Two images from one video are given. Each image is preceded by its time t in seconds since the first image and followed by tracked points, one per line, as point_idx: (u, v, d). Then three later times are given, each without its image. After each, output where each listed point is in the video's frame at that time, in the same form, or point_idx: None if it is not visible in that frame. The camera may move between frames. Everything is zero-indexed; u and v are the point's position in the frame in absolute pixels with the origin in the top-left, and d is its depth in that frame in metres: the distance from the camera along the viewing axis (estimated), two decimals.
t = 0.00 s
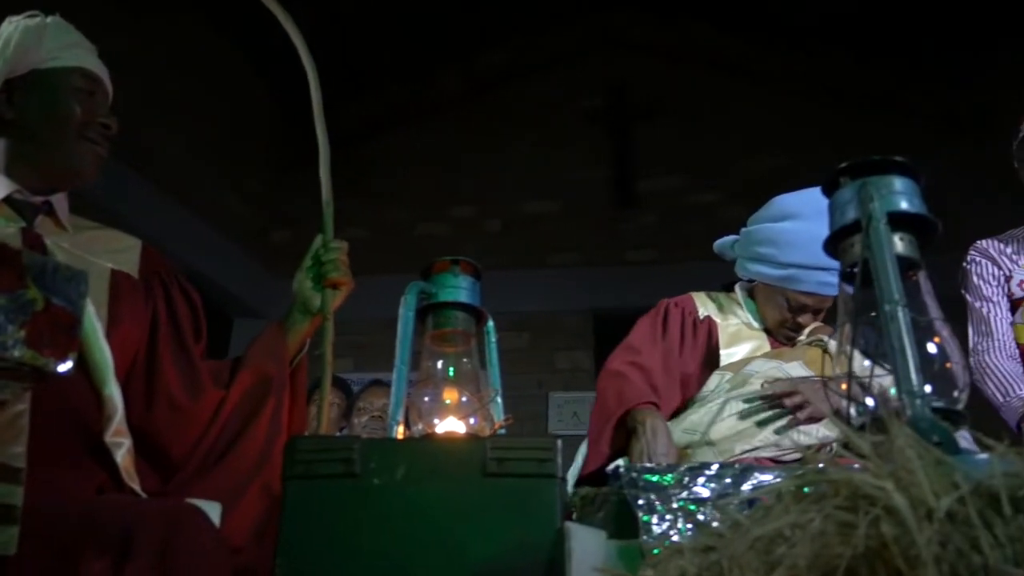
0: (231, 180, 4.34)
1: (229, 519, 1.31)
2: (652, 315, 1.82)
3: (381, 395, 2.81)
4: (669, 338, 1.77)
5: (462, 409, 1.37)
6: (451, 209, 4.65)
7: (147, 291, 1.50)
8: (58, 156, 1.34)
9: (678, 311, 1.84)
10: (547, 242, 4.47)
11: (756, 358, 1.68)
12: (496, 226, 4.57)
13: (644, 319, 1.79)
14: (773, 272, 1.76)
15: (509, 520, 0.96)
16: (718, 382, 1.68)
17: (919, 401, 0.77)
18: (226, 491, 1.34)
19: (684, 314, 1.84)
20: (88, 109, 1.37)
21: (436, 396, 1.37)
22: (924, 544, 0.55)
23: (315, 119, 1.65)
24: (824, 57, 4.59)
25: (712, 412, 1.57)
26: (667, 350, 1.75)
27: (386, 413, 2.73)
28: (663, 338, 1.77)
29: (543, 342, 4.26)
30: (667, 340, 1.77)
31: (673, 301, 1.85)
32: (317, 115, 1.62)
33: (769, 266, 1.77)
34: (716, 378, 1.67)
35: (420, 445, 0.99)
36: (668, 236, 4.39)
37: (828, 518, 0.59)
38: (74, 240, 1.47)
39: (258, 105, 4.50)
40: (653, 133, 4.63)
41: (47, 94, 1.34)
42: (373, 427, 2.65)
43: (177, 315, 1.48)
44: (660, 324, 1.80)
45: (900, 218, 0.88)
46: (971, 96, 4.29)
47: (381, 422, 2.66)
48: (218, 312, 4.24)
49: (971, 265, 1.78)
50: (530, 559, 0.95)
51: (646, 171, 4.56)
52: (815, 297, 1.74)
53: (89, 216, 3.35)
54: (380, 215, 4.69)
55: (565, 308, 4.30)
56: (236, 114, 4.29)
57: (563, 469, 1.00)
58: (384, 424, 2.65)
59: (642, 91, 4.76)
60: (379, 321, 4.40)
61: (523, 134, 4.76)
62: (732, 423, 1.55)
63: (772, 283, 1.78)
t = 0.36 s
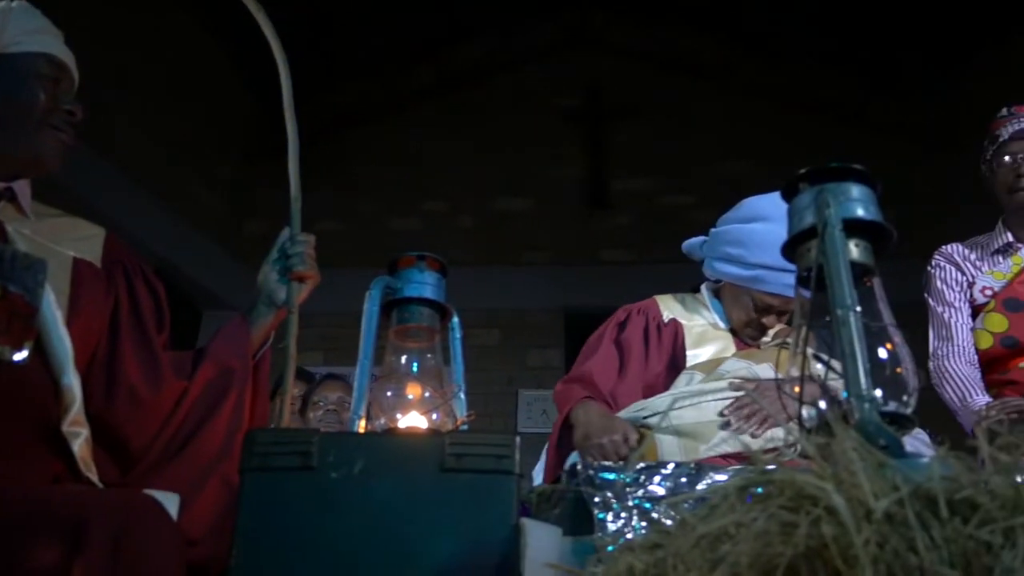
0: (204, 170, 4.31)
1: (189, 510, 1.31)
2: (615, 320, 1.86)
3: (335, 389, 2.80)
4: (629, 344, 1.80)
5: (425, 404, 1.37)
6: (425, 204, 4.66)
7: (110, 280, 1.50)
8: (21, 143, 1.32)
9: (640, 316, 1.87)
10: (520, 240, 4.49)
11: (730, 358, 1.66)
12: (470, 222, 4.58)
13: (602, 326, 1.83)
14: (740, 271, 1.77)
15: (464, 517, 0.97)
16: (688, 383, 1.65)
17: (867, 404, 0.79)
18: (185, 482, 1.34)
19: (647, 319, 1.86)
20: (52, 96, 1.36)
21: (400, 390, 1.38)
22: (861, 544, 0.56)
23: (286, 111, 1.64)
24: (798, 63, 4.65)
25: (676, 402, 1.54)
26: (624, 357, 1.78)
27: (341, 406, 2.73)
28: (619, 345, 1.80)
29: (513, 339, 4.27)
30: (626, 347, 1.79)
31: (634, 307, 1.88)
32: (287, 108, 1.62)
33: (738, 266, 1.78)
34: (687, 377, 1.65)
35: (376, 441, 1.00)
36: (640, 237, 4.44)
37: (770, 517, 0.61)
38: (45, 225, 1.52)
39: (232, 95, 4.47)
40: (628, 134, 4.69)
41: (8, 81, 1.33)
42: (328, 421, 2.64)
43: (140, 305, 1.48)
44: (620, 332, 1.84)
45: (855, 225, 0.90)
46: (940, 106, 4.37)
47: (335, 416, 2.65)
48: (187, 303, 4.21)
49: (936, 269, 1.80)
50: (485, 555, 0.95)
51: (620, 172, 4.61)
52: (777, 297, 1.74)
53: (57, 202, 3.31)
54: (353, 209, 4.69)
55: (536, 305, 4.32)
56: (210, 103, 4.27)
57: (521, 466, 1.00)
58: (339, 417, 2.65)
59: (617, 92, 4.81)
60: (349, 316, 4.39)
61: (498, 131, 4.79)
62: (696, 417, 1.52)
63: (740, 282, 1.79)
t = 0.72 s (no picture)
0: (180, 160, 4.29)
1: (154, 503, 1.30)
2: (587, 326, 1.89)
3: (299, 382, 2.79)
4: (600, 350, 1.83)
5: (392, 401, 1.38)
6: (403, 200, 4.66)
7: (77, 271, 1.49)
8: None
9: (610, 322, 1.90)
10: (496, 237, 4.51)
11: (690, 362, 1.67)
12: (447, 219, 4.58)
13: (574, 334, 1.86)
14: (704, 250, 1.87)
15: (428, 514, 0.97)
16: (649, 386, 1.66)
17: (824, 410, 0.80)
18: (150, 476, 1.33)
19: (617, 325, 1.89)
20: (22, 84, 1.35)
21: (367, 387, 1.38)
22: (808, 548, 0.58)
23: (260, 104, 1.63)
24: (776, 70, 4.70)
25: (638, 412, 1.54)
26: (596, 363, 1.81)
27: (305, 400, 2.72)
28: (592, 351, 1.83)
29: (488, 337, 4.28)
30: (599, 353, 1.83)
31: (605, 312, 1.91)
32: (260, 102, 1.60)
33: (703, 246, 1.88)
34: (648, 380, 1.67)
35: (340, 437, 1.00)
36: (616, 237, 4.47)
37: (723, 521, 0.62)
38: (15, 214, 1.52)
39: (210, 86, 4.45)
40: (606, 134, 4.73)
41: None
42: (292, 416, 2.64)
43: (107, 296, 1.47)
44: (593, 337, 1.87)
45: (818, 233, 0.91)
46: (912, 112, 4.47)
47: (299, 411, 2.65)
48: (160, 293, 4.18)
49: (907, 274, 1.83)
50: (449, 552, 0.96)
51: (598, 171, 4.65)
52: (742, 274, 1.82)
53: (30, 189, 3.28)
54: (330, 203, 4.68)
55: (511, 303, 4.33)
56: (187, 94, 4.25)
57: (485, 465, 1.00)
58: (303, 412, 2.64)
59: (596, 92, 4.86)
60: (324, 310, 4.38)
61: (477, 128, 4.81)
62: (653, 422, 1.51)
63: (705, 264, 1.89)
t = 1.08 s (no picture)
0: (153, 150, 4.25)
1: (111, 500, 1.30)
2: (561, 320, 1.85)
3: (270, 380, 2.78)
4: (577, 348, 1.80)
5: (354, 401, 1.37)
6: (378, 196, 4.64)
7: (38, 263, 1.48)
8: None
9: (584, 319, 1.87)
10: (471, 236, 4.51)
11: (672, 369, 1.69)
12: (422, 216, 4.58)
13: (547, 328, 1.82)
14: (665, 245, 1.96)
15: (382, 516, 0.97)
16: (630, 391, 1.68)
17: (773, 422, 0.82)
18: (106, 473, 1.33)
19: (590, 323, 1.87)
20: None
21: (329, 386, 1.38)
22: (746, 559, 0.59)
23: (228, 99, 1.62)
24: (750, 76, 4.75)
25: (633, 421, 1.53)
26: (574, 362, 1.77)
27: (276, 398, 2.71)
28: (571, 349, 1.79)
29: (460, 334, 4.28)
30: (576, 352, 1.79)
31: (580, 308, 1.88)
32: (230, 98, 1.59)
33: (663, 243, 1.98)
34: (630, 385, 1.70)
35: (296, 438, 1.00)
36: (590, 238, 4.49)
37: (666, 531, 0.63)
38: None
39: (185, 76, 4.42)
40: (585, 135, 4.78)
41: None
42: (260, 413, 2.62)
43: (69, 288, 1.46)
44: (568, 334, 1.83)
45: (776, 245, 0.92)
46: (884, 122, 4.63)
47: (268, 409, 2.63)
48: (129, 284, 4.14)
49: (873, 281, 1.84)
50: (404, 555, 0.96)
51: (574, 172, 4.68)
52: (700, 260, 1.91)
53: None
54: (305, 197, 4.66)
55: (484, 300, 4.33)
56: (161, 82, 4.22)
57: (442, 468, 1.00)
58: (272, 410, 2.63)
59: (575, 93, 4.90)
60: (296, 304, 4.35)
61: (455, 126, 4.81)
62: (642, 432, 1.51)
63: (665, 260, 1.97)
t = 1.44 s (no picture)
0: (129, 145, 4.23)
1: (74, 499, 1.30)
2: (523, 328, 1.90)
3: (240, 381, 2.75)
4: (534, 355, 1.84)
5: (321, 403, 1.37)
6: (354, 194, 4.64)
7: (5, 259, 1.47)
8: None
9: (546, 324, 1.90)
10: (446, 236, 4.52)
11: (624, 371, 1.66)
12: (398, 216, 4.58)
13: (507, 338, 1.87)
14: (631, 249, 1.96)
15: (345, 520, 0.97)
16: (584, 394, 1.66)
17: (732, 429, 0.84)
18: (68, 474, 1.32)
19: (552, 327, 1.90)
20: None
21: (297, 387, 1.38)
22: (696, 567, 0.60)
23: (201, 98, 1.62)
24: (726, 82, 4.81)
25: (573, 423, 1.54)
26: (531, 369, 1.81)
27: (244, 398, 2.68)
28: (528, 357, 1.84)
29: (435, 334, 4.29)
30: (533, 360, 1.83)
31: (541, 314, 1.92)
32: (202, 98, 1.58)
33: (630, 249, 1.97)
34: (583, 388, 1.67)
35: (261, 441, 1.00)
36: (565, 240, 4.53)
37: (621, 538, 0.64)
38: None
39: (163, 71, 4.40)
40: (562, 138, 4.82)
41: None
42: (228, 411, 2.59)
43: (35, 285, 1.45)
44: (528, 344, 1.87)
45: (737, 255, 0.94)
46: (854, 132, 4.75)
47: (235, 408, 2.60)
48: (101, 279, 4.10)
49: (836, 291, 1.88)
50: (366, 557, 0.96)
51: (551, 174, 4.72)
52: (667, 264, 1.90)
53: None
54: (280, 194, 4.65)
55: (459, 300, 4.34)
56: (140, 77, 4.19)
57: (406, 472, 1.00)
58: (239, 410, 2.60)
59: (553, 96, 4.94)
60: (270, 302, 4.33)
61: (432, 125, 4.83)
62: (586, 432, 1.53)
63: (631, 263, 1.96)
